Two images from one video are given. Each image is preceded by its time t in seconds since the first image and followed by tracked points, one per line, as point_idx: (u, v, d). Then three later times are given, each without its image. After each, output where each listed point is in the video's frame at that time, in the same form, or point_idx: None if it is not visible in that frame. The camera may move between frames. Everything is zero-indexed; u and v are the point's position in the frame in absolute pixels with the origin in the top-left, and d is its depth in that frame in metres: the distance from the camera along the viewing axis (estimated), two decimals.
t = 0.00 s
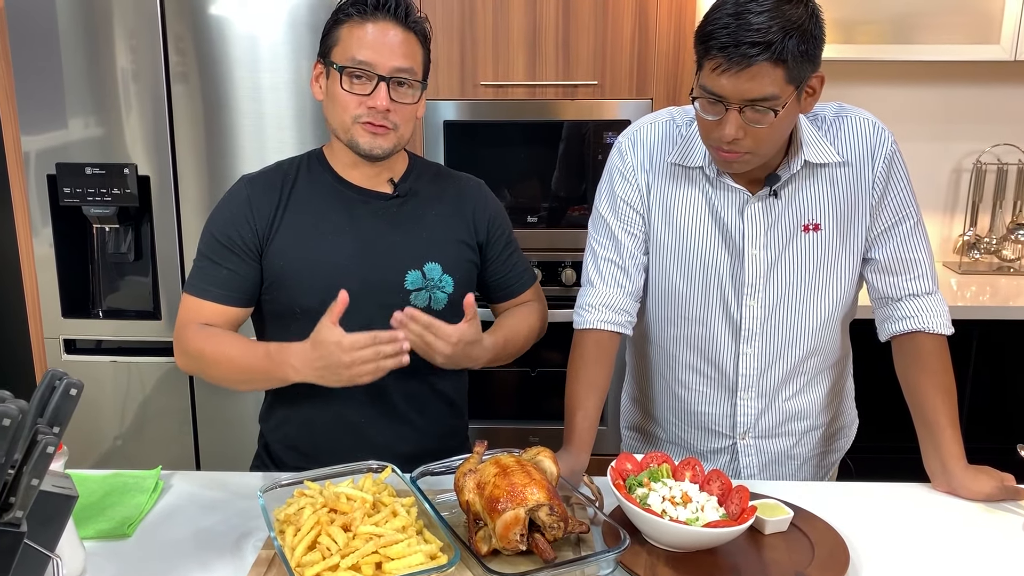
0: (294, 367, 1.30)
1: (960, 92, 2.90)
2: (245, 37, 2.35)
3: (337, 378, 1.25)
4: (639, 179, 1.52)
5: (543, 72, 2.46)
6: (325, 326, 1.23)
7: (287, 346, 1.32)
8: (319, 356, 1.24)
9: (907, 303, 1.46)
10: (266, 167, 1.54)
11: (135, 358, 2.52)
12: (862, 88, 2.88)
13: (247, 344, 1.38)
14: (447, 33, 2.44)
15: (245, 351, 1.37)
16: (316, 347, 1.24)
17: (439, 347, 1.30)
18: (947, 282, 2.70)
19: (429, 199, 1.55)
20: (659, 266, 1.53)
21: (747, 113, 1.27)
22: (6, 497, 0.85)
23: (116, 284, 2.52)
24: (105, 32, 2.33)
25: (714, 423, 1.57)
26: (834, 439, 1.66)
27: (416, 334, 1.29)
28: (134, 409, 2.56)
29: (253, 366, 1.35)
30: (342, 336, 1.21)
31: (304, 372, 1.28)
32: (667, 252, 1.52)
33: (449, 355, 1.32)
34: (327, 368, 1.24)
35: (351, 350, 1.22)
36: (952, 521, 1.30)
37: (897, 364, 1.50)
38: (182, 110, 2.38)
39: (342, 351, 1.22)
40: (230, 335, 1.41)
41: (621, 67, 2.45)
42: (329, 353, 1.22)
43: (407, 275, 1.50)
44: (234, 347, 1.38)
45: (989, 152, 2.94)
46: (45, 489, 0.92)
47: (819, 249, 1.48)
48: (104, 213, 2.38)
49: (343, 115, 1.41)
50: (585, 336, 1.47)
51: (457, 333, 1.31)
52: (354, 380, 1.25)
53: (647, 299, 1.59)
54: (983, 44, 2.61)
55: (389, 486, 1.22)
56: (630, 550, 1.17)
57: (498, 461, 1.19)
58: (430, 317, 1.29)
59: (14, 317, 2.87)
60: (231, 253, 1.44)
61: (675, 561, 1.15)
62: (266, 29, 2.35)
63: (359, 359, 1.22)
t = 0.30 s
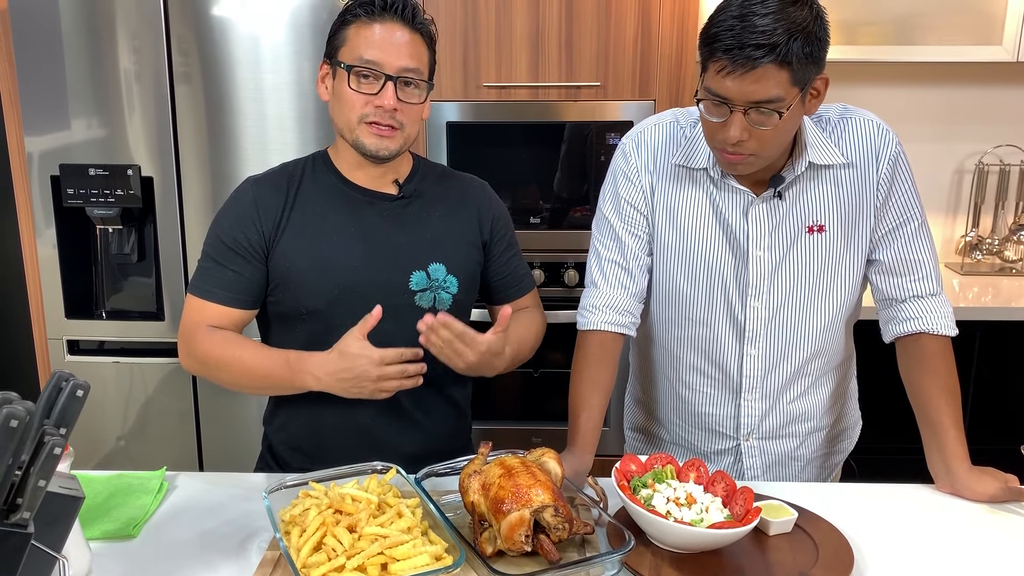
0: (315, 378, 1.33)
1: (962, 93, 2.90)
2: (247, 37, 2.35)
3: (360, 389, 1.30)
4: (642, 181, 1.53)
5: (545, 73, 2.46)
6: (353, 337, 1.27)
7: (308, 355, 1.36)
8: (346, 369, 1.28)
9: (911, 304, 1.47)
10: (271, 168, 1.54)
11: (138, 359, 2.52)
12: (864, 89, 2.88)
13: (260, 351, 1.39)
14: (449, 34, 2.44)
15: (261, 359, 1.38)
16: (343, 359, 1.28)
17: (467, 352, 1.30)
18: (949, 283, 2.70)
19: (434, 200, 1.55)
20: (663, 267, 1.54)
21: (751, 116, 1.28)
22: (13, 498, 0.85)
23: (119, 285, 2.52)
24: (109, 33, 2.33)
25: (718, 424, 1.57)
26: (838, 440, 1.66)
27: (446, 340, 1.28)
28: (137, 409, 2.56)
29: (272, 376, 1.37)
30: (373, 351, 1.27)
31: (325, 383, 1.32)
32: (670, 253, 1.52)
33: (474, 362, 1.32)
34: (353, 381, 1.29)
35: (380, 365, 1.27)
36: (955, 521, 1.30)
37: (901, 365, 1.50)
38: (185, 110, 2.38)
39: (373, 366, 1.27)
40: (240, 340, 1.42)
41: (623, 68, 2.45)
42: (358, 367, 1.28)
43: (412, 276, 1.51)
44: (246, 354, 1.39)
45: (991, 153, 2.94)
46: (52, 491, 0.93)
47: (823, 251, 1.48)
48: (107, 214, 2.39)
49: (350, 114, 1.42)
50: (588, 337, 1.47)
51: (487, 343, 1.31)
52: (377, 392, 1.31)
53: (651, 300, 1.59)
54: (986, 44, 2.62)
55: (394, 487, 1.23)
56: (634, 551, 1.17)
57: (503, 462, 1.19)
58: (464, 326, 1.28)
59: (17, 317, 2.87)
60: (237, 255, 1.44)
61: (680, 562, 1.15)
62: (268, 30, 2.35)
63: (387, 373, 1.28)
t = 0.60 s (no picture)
0: (300, 358, 1.28)
1: (961, 93, 2.90)
2: (247, 38, 2.35)
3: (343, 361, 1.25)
4: (640, 180, 1.53)
5: (545, 73, 2.46)
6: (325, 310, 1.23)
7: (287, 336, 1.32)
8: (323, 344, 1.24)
9: (909, 304, 1.47)
10: (271, 167, 1.54)
11: (138, 359, 2.52)
12: (863, 89, 2.88)
13: (250, 341, 1.38)
14: (449, 34, 2.44)
15: (251, 347, 1.37)
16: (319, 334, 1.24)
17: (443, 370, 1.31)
18: (949, 283, 2.70)
19: (432, 200, 1.55)
20: (661, 266, 1.54)
21: (748, 116, 1.28)
22: (10, 497, 0.85)
23: (119, 285, 2.52)
24: (108, 33, 2.33)
25: (717, 424, 1.57)
26: (837, 440, 1.66)
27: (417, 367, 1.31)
28: (137, 409, 2.56)
29: (259, 362, 1.35)
30: (343, 319, 1.22)
31: (310, 361, 1.27)
32: (669, 253, 1.52)
33: (447, 379, 1.33)
34: (333, 353, 1.24)
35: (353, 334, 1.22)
36: (953, 521, 1.30)
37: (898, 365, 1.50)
38: (184, 110, 2.38)
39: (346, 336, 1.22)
40: (236, 334, 1.41)
41: (622, 68, 2.46)
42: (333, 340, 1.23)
43: (410, 275, 1.51)
44: (238, 344, 1.38)
45: (991, 153, 2.94)
46: (49, 490, 0.94)
47: (821, 251, 1.49)
48: (106, 214, 2.39)
49: (346, 114, 1.42)
50: (587, 337, 1.47)
51: (452, 366, 1.31)
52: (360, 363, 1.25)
53: (649, 299, 1.59)
54: (985, 45, 2.62)
55: (392, 486, 1.23)
56: (632, 550, 1.17)
57: (500, 461, 1.19)
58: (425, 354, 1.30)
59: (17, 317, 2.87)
60: (235, 252, 1.45)
61: (677, 560, 1.15)
62: (268, 30, 2.35)
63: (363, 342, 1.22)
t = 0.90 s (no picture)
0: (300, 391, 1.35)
1: (960, 93, 2.90)
2: (247, 38, 2.36)
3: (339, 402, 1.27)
4: (638, 180, 1.53)
5: (544, 72, 2.47)
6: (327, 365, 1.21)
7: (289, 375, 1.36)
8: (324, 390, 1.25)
9: (906, 303, 1.47)
10: (270, 167, 1.55)
11: (138, 359, 2.53)
12: (862, 88, 2.88)
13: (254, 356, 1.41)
14: (447, 33, 2.45)
15: (255, 367, 1.39)
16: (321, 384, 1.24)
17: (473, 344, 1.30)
18: (948, 282, 2.70)
19: (430, 200, 1.55)
20: (658, 266, 1.54)
21: (743, 116, 1.28)
22: (8, 495, 0.85)
23: (119, 284, 2.52)
24: (108, 33, 2.34)
25: (714, 423, 1.57)
26: (834, 440, 1.66)
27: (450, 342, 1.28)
28: (137, 409, 2.56)
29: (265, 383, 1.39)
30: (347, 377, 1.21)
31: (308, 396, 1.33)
32: (666, 253, 1.53)
33: (470, 355, 1.31)
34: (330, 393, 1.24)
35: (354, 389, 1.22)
36: (950, 520, 1.30)
37: (896, 364, 1.50)
38: (184, 110, 2.39)
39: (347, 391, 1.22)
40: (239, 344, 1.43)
41: (621, 67, 2.46)
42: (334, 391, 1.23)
43: (410, 275, 1.51)
44: (241, 358, 1.40)
45: (990, 153, 2.94)
46: (47, 488, 0.94)
47: (818, 250, 1.49)
48: (106, 214, 2.39)
49: (351, 121, 1.42)
50: (584, 336, 1.48)
51: (481, 341, 1.30)
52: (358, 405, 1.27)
53: (647, 299, 1.60)
54: (984, 45, 2.62)
55: (389, 485, 1.23)
56: (629, 548, 1.18)
57: (497, 460, 1.19)
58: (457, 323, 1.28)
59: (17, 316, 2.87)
60: (235, 253, 1.45)
61: (674, 559, 1.15)
62: (268, 30, 2.36)
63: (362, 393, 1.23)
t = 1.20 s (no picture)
0: (295, 405, 1.30)
1: (973, 91, 2.88)
2: (257, 36, 2.36)
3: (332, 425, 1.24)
4: (648, 177, 1.53)
5: (554, 70, 2.46)
6: (333, 379, 1.19)
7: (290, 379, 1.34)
8: (321, 406, 1.23)
9: (919, 301, 1.46)
10: (264, 167, 1.55)
11: (148, 356, 2.54)
12: (874, 86, 2.87)
13: (250, 366, 1.39)
14: (457, 30, 2.45)
15: (249, 374, 1.37)
16: (321, 396, 1.22)
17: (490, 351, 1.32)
18: (960, 282, 2.68)
19: (429, 200, 1.55)
20: (668, 263, 1.54)
21: (749, 122, 1.28)
22: (21, 488, 0.85)
23: (129, 282, 2.53)
24: (120, 31, 2.35)
25: (724, 421, 1.57)
26: (845, 439, 1.65)
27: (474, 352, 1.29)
28: (147, 405, 2.58)
29: (259, 392, 1.36)
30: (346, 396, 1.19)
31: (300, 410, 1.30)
32: (676, 250, 1.52)
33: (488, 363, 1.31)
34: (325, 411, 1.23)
35: (350, 409, 1.19)
36: (963, 520, 1.29)
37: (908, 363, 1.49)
38: (194, 108, 2.40)
39: (342, 410, 1.19)
40: (232, 350, 1.42)
41: (631, 65, 2.45)
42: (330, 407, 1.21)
43: (405, 278, 1.51)
44: (234, 364, 1.39)
45: (1002, 151, 2.92)
46: (58, 482, 0.95)
47: (829, 248, 1.48)
48: (117, 211, 2.41)
49: (348, 137, 1.41)
50: (593, 334, 1.48)
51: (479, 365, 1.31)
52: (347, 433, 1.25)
53: (657, 297, 1.59)
54: (997, 42, 2.60)
55: (399, 480, 1.23)
56: (639, 546, 1.17)
57: (507, 457, 1.19)
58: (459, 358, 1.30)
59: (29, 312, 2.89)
60: (228, 257, 1.45)
61: (685, 557, 1.15)
62: (278, 29, 2.36)
63: (357, 417, 1.20)
